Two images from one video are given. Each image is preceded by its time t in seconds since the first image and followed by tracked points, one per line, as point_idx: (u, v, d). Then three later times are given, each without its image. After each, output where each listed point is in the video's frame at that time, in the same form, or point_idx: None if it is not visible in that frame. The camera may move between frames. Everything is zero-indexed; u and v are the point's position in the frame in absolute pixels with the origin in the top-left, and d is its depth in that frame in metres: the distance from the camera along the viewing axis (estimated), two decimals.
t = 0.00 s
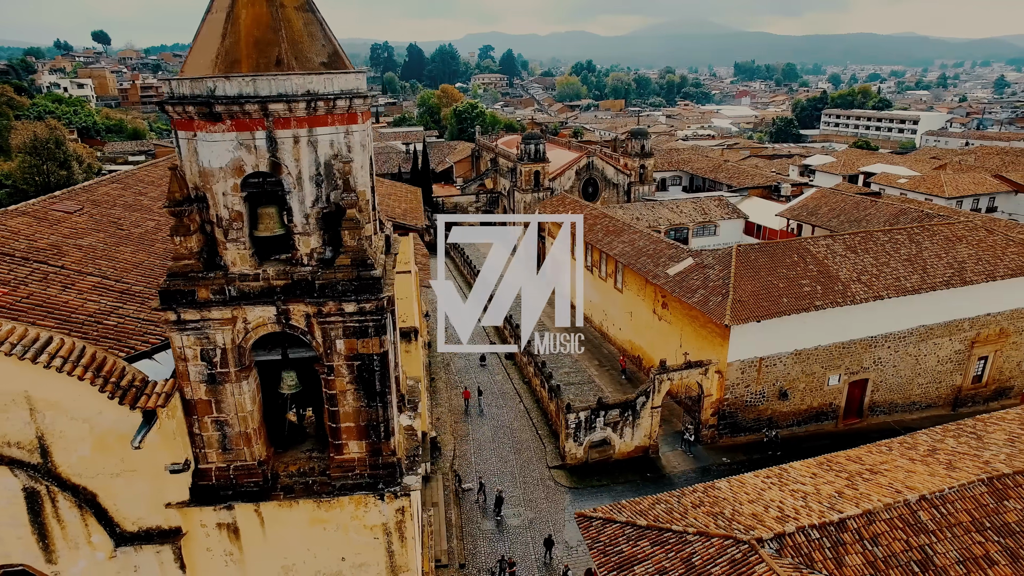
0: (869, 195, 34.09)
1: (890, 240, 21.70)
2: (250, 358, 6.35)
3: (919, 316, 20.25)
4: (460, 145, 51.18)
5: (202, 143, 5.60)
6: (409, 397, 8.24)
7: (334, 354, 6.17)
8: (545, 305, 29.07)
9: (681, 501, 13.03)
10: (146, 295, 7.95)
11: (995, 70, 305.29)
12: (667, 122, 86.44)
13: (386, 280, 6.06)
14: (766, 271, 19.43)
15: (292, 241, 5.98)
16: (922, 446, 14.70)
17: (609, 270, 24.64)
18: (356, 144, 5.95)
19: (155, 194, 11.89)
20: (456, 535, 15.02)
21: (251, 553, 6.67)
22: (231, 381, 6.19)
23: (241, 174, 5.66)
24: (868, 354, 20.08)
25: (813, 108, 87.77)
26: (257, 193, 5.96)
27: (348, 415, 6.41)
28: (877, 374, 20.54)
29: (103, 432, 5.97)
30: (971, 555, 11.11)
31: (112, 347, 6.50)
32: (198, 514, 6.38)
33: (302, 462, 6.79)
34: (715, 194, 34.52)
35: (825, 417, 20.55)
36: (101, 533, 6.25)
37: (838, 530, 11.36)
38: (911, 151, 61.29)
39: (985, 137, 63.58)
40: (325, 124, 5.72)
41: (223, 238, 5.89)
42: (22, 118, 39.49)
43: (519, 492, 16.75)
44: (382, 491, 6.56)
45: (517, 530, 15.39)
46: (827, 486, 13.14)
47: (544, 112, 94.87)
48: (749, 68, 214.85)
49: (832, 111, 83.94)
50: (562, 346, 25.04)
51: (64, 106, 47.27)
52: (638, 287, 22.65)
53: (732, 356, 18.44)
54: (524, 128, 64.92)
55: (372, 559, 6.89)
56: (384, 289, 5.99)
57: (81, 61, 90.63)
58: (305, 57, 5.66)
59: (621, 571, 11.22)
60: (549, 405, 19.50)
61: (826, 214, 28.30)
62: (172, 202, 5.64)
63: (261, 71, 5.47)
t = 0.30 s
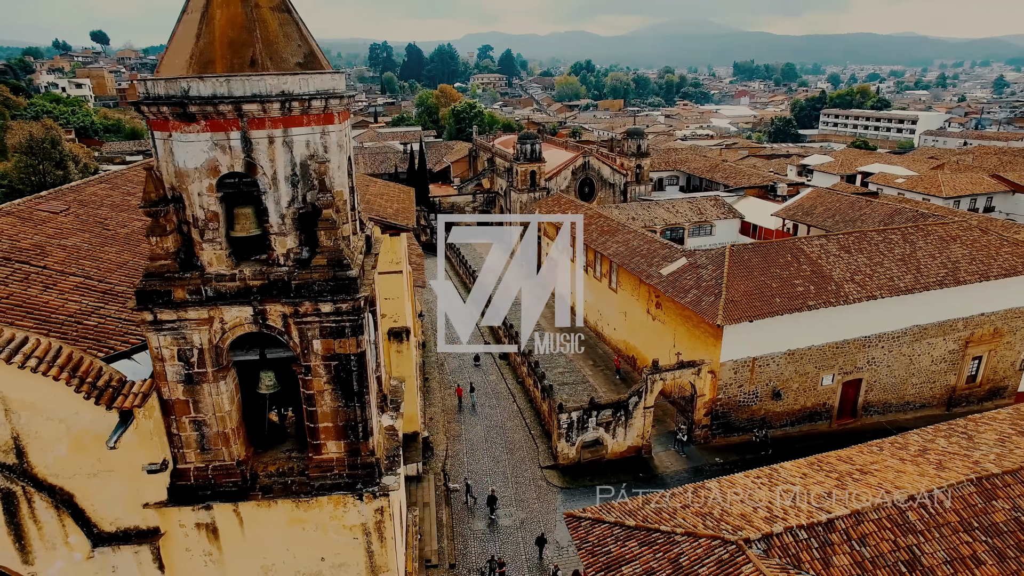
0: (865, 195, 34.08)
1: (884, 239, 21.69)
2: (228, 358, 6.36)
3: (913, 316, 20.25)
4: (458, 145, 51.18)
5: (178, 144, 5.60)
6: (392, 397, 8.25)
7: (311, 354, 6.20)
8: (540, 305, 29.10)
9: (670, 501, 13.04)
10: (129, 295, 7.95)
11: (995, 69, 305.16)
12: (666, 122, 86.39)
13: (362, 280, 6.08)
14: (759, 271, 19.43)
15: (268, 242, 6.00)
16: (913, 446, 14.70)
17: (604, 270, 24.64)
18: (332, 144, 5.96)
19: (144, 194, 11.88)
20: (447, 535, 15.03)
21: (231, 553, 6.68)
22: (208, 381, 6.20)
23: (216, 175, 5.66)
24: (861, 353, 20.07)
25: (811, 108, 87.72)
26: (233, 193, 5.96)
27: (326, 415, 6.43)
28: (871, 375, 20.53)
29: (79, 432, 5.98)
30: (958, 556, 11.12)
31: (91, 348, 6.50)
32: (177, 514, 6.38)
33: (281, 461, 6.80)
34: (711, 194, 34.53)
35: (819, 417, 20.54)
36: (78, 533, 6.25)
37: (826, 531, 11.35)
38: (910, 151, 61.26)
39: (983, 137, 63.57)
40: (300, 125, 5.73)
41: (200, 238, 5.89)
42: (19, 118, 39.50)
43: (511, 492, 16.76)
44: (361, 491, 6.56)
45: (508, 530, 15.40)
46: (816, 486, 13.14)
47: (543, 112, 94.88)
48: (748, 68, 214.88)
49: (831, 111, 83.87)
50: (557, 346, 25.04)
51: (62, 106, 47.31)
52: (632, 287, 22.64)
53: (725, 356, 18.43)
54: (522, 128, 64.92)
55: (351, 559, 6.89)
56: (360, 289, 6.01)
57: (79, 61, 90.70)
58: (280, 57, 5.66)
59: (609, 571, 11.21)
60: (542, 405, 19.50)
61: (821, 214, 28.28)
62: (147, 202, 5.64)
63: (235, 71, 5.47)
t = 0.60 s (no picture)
0: (862, 195, 34.08)
1: (878, 240, 21.69)
2: (205, 358, 6.35)
3: (906, 316, 20.24)
4: (455, 145, 51.15)
5: (152, 144, 5.60)
6: (374, 398, 8.26)
7: (288, 354, 6.23)
8: (535, 306, 29.07)
9: (660, 501, 13.03)
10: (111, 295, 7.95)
11: (995, 70, 305.00)
12: (665, 122, 86.36)
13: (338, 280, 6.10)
14: (752, 271, 19.42)
15: (244, 242, 6.01)
16: (904, 446, 14.71)
17: (599, 270, 24.62)
18: (308, 145, 5.98)
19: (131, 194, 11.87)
20: (437, 535, 15.05)
21: (209, 553, 6.67)
22: (185, 381, 6.19)
23: (191, 175, 5.66)
24: (854, 354, 20.06)
25: (810, 109, 87.66)
26: (208, 194, 5.96)
27: (304, 415, 6.46)
28: (864, 375, 20.52)
29: (55, 433, 6.04)
30: (945, 556, 11.12)
31: (68, 348, 6.52)
32: (155, 514, 6.38)
33: (260, 462, 6.81)
34: (708, 194, 34.52)
35: (812, 417, 20.53)
36: (55, 534, 6.30)
37: (814, 531, 11.35)
38: (908, 151, 61.24)
39: (981, 137, 63.56)
40: (275, 125, 5.73)
41: (175, 239, 5.90)
42: (16, 118, 39.49)
43: (502, 492, 16.77)
44: (339, 492, 6.57)
45: (499, 530, 15.41)
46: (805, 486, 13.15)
47: (542, 113, 94.81)
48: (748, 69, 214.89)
49: (830, 111, 83.83)
50: (550, 347, 24.99)
51: (59, 106, 47.30)
52: (626, 287, 22.63)
53: (717, 356, 18.42)
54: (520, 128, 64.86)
55: (330, 559, 6.90)
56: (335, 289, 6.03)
57: (78, 62, 90.72)
58: (255, 58, 5.66)
59: (596, 572, 11.20)
60: (534, 405, 19.51)
61: (817, 214, 28.27)
62: (123, 203, 5.64)
63: (209, 72, 5.47)
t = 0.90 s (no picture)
0: (858, 195, 34.07)
1: (872, 239, 21.68)
2: (182, 358, 6.36)
3: (900, 316, 20.22)
4: (452, 145, 51.14)
5: (127, 145, 5.60)
6: (356, 399, 8.26)
7: (265, 354, 6.24)
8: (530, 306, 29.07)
9: (649, 502, 13.02)
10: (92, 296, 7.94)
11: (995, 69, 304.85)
12: (664, 122, 86.33)
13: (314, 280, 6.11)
14: (744, 271, 19.42)
15: (220, 242, 6.02)
16: (894, 446, 14.71)
17: (593, 270, 24.63)
18: (284, 145, 5.98)
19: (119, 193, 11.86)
20: (428, 535, 15.06)
21: (187, 553, 6.68)
22: (162, 381, 6.20)
23: (166, 176, 5.67)
24: (848, 353, 20.05)
25: (809, 108, 87.60)
26: (184, 194, 5.96)
27: (281, 416, 6.48)
28: (858, 375, 20.51)
29: (30, 434, 6.02)
30: (933, 556, 11.12)
31: (46, 348, 6.52)
32: (132, 515, 6.39)
33: (239, 462, 6.81)
34: (704, 194, 34.50)
35: (805, 417, 20.51)
36: (31, 535, 6.29)
37: (801, 532, 11.34)
38: (906, 151, 61.21)
39: (979, 137, 63.53)
40: (250, 126, 5.74)
41: (151, 239, 5.90)
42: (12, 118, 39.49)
43: (494, 493, 16.76)
44: (317, 492, 6.58)
45: (490, 530, 15.40)
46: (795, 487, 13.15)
47: (541, 112, 94.77)
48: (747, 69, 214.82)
49: (829, 111, 83.78)
50: (544, 347, 24.97)
51: (57, 105, 47.29)
52: (620, 287, 22.63)
53: (710, 356, 18.41)
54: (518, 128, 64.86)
55: (309, 560, 6.91)
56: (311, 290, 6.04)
57: (77, 62, 90.74)
58: (229, 58, 5.66)
59: (583, 572, 11.20)
60: (527, 405, 19.51)
61: (812, 214, 28.27)
62: (97, 203, 5.63)
63: (182, 72, 5.47)
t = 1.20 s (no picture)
0: (855, 195, 34.04)
1: (866, 239, 21.68)
2: (161, 358, 6.35)
3: (894, 316, 20.19)
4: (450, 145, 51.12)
5: (102, 145, 5.58)
6: (339, 399, 8.27)
7: (242, 354, 6.25)
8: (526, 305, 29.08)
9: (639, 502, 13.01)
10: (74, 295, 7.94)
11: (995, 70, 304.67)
12: (663, 122, 86.28)
13: (292, 281, 6.13)
14: (738, 271, 19.42)
15: (196, 243, 6.02)
16: (886, 446, 14.70)
17: (588, 270, 24.65)
18: (260, 145, 6.00)
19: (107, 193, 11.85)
20: (419, 535, 15.06)
21: (167, 554, 6.69)
22: (140, 382, 6.19)
23: (141, 176, 5.65)
24: (842, 353, 20.03)
25: (808, 108, 87.51)
26: (161, 195, 5.96)
27: (260, 416, 6.49)
28: (852, 375, 20.49)
29: (6, 434, 5.99)
30: (921, 557, 11.13)
31: (24, 349, 6.53)
32: (111, 515, 6.40)
33: (219, 462, 6.82)
34: (701, 194, 34.50)
35: (799, 417, 20.48)
36: (8, 536, 6.30)
37: (790, 532, 11.32)
38: (904, 151, 61.17)
39: (978, 136, 63.52)
40: (226, 126, 5.74)
41: (128, 239, 5.89)
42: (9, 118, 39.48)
43: (486, 492, 16.77)
44: (296, 492, 6.59)
45: (481, 530, 15.40)
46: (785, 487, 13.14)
47: (540, 112, 94.72)
48: (747, 69, 214.84)
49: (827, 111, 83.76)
50: (539, 347, 24.97)
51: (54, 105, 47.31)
52: (615, 287, 22.64)
53: (703, 356, 18.40)
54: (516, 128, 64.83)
55: (289, 560, 6.93)
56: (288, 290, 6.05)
57: (75, 62, 90.76)
58: (205, 58, 5.66)
59: (572, 573, 11.19)
60: (520, 405, 19.50)
61: (807, 214, 28.25)
62: (72, 203, 5.60)
63: (157, 73, 5.47)
